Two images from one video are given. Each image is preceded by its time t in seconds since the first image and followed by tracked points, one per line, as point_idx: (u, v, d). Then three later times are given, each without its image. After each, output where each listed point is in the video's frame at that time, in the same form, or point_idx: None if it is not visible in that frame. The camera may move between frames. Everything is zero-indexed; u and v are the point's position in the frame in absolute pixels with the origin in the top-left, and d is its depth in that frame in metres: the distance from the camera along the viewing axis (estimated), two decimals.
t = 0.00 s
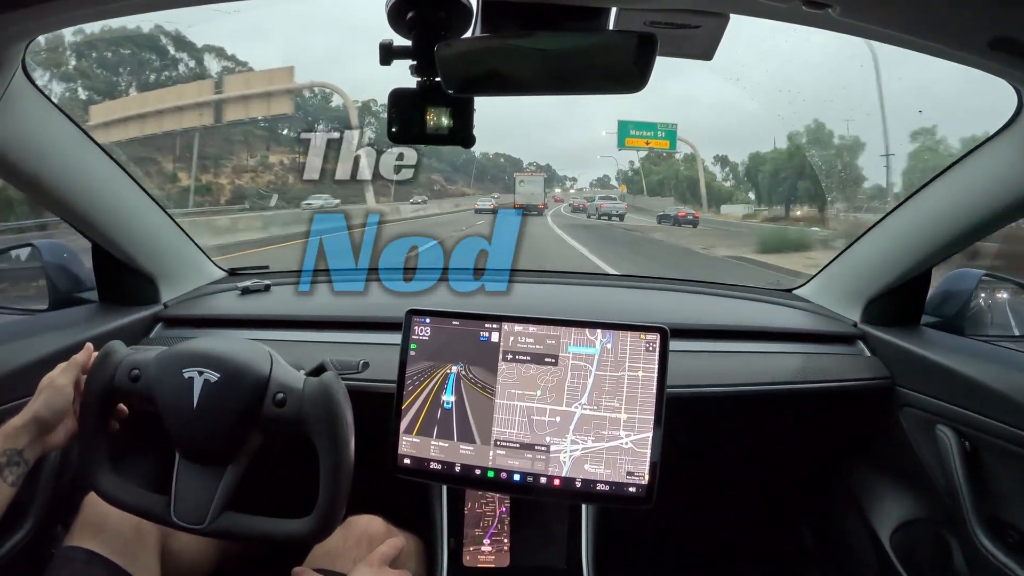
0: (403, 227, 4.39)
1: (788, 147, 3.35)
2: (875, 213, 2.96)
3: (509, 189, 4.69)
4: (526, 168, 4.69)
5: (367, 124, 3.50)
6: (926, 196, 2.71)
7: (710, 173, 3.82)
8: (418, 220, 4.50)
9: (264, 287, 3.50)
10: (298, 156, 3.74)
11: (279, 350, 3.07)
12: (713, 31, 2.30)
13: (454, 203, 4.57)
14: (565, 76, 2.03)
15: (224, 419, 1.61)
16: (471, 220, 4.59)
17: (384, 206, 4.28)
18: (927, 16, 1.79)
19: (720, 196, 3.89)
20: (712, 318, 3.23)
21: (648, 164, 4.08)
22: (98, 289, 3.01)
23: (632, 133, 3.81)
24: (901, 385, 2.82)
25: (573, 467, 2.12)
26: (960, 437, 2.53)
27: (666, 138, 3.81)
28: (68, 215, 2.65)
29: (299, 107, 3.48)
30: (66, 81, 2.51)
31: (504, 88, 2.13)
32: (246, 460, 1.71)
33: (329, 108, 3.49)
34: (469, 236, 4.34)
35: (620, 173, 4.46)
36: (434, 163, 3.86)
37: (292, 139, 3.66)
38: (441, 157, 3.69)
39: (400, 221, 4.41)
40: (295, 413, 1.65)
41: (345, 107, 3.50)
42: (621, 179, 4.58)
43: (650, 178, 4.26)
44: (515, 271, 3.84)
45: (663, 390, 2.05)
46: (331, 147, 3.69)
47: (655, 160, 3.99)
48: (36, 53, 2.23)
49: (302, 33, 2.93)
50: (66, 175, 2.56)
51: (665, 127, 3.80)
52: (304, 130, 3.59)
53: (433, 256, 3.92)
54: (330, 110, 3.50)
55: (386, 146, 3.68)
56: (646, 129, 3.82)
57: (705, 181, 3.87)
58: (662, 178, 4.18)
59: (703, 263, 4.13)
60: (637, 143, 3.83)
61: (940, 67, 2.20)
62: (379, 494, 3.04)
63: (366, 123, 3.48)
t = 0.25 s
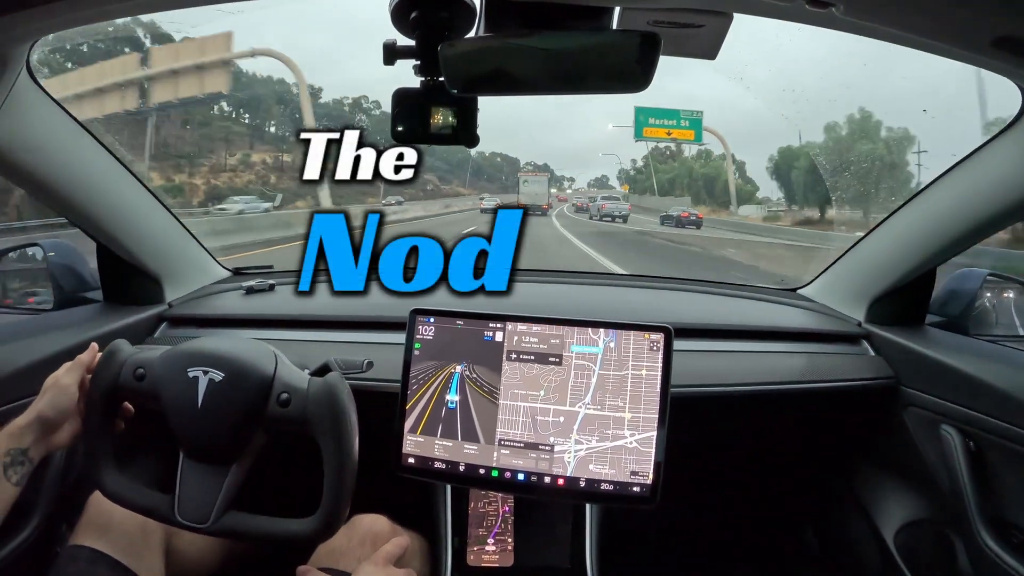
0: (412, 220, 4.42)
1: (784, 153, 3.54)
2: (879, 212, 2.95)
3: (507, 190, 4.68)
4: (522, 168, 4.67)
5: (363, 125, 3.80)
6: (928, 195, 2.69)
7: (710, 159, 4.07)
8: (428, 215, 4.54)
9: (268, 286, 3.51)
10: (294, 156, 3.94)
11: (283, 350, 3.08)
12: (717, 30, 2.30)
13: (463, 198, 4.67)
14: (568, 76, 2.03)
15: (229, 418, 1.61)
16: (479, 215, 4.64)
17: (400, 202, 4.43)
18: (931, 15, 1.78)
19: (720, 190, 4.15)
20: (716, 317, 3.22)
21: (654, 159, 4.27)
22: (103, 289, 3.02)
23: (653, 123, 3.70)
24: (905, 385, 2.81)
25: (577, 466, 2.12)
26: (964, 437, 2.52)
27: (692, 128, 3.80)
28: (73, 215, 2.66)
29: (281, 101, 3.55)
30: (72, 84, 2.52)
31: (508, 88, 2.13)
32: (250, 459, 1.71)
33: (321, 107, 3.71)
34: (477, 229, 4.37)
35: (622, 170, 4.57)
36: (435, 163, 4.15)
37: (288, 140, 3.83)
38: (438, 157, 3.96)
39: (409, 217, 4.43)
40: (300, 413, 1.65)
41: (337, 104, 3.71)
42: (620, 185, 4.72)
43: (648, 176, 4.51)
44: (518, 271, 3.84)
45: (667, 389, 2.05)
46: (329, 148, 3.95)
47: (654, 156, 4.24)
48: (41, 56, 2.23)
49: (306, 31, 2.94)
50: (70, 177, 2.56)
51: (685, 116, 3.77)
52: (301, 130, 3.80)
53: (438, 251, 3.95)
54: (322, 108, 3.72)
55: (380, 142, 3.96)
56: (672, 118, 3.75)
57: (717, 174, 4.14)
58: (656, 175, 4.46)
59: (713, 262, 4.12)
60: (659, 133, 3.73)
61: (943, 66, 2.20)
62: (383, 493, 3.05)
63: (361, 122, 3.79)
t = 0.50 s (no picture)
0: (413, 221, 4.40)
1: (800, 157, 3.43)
2: (884, 214, 2.95)
3: (501, 190, 4.68)
4: (522, 168, 4.65)
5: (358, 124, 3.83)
6: (933, 197, 2.68)
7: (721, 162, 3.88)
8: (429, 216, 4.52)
9: (273, 285, 3.52)
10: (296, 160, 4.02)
11: (287, 349, 3.08)
12: (723, 31, 2.30)
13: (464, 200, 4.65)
14: (573, 77, 2.03)
15: (234, 417, 1.61)
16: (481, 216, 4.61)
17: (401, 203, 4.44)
18: (937, 16, 1.78)
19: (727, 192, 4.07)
20: (719, 318, 3.22)
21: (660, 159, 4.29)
22: (108, 287, 3.03)
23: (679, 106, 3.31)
24: (909, 387, 2.81)
25: (581, 465, 2.12)
26: (968, 439, 2.51)
27: (723, 113, 3.47)
28: (78, 213, 2.66)
29: (270, 100, 3.70)
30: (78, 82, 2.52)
31: (513, 87, 2.13)
32: (253, 458, 1.71)
33: (315, 105, 3.78)
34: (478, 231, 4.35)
35: (625, 170, 4.54)
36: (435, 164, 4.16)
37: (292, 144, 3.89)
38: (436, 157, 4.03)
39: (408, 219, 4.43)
40: (304, 412, 1.65)
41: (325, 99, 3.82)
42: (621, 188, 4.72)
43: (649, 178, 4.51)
44: (520, 271, 3.83)
45: (671, 390, 2.05)
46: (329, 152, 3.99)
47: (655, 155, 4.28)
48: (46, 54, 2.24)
49: (311, 30, 2.94)
50: (76, 176, 2.57)
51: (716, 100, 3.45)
52: (301, 131, 3.84)
53: (438, 251, 3.94)
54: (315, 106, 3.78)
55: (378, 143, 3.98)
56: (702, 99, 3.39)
57: (737, 172, 3.88)
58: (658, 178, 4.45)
59: (717, 266, 4.09)
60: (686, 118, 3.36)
61: (948, 68, 2.20)
62: (386, 492, 3.05)
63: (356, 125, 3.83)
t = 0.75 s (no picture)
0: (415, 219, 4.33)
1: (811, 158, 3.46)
2: (888, 216, 2.94)
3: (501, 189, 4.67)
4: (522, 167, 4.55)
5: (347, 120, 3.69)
6: (938, 198, 2.68)
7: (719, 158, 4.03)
8: (432, 214, 4.41)
9: (277, 285, 3.52)
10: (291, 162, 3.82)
11: (291, 349, 3.09)
12: (727, 31, 2.29)
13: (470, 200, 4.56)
14: (578, 77, 2.03)
15: (238, 417, 1.62)
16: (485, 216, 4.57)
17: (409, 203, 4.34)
18: (941, 16, 1.78)
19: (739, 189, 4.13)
20: (723, 319, 3.22)
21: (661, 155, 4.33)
22: (112, 287, 3.04)
23: (719, 83, 2.85)
24: (913, 389, 2.80)
25: (585, 466, 2.12)
26: (972, 441, 2.51)
27: (772, 93, 2.98)
28: (82, 213, 2.67)
29: (251, 94, 3.34)
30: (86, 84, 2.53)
31: (518, 88, 2.13)
32: (257, 458, 1.71)
33: (303, 102, 3.54)
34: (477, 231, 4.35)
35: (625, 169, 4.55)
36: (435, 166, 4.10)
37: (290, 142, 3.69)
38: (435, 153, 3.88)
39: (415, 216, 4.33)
40: (308, 413, 1.65)
41: (314, 95, 3.58)
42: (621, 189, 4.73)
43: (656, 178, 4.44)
44: (519, 271, 3.86)
45: (675, 390, 2.05)
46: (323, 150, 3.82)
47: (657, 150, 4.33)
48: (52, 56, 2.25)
49: (315, 30, 2.94)
50: (81, 176, 2.58)
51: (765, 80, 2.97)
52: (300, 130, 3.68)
53: (438, 251, 3.92)
54: (306, 103, 3.55)
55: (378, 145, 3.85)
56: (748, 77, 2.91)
57: (763, 171, 3.81)
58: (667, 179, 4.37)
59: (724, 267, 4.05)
60: (727, 97, 2.90)
61: (953, 68, 2.19)
62: (389, 491, 3.05)
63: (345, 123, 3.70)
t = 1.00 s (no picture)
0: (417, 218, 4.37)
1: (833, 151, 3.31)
2: (893, 214, 2.93)
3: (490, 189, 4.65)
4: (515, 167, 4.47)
5: (334, 117, 3.64)
6: (943, 196, 2.67)
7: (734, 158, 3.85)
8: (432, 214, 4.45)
9: (282, 285, 3.53)
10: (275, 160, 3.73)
11: (295, 349, 3.09)
12: (730, 29, 2.29)
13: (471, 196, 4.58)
14: (581, 76, 2.03)
15: (243, 416, 1.62)
16: (484, 215, 4.65)
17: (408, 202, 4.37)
18: (946, 14, 1.77)
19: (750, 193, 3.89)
20: (727, 318, 3.21)
21: (664, 154, 4.28)
22: (117, 288, 3.04)
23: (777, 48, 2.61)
24: (918, 387, 2.79)
25: (589, 465, 2.12)
26: (977, 440, 2.50)
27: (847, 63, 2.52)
28: (87, 214, 2.68)
29: (233, 91, 3.20)
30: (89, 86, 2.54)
31: (521, 87, 2.13)
32: (262, 458, 1.72)
33: (287, 97, 3.46)
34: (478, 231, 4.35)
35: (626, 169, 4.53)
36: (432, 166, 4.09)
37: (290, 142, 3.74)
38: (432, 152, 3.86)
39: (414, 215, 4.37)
40: (313, 412, 1.65)
41: (300, 91, 3.49)
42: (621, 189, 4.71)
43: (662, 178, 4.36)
44: (520, 271, 3.85)
45: (679, 389, 2.05)
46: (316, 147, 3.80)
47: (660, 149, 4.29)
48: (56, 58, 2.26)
49: (318, 31, 2.94)
50: (85, 177, 2.59)
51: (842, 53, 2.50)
52: (301, 130, 3.70)
53: (438, 251, 3.92)
54: (292, 100, 3.48)
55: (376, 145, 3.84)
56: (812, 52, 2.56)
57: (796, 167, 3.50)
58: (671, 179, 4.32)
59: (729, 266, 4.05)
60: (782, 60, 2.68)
61: (958, 66, 2.19)
62: (393, 491, 3.05)
63: (335, 121, 3.66)
